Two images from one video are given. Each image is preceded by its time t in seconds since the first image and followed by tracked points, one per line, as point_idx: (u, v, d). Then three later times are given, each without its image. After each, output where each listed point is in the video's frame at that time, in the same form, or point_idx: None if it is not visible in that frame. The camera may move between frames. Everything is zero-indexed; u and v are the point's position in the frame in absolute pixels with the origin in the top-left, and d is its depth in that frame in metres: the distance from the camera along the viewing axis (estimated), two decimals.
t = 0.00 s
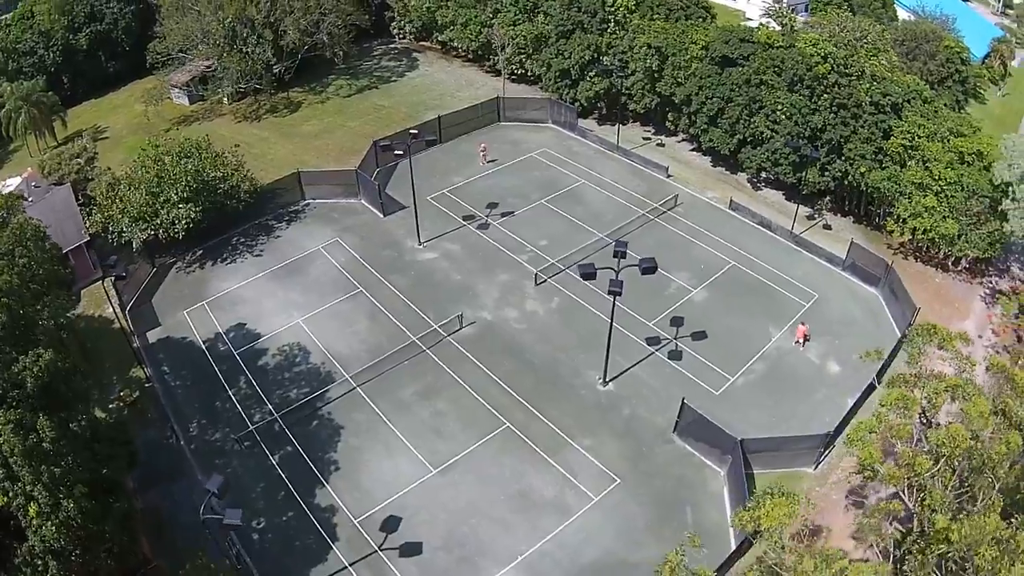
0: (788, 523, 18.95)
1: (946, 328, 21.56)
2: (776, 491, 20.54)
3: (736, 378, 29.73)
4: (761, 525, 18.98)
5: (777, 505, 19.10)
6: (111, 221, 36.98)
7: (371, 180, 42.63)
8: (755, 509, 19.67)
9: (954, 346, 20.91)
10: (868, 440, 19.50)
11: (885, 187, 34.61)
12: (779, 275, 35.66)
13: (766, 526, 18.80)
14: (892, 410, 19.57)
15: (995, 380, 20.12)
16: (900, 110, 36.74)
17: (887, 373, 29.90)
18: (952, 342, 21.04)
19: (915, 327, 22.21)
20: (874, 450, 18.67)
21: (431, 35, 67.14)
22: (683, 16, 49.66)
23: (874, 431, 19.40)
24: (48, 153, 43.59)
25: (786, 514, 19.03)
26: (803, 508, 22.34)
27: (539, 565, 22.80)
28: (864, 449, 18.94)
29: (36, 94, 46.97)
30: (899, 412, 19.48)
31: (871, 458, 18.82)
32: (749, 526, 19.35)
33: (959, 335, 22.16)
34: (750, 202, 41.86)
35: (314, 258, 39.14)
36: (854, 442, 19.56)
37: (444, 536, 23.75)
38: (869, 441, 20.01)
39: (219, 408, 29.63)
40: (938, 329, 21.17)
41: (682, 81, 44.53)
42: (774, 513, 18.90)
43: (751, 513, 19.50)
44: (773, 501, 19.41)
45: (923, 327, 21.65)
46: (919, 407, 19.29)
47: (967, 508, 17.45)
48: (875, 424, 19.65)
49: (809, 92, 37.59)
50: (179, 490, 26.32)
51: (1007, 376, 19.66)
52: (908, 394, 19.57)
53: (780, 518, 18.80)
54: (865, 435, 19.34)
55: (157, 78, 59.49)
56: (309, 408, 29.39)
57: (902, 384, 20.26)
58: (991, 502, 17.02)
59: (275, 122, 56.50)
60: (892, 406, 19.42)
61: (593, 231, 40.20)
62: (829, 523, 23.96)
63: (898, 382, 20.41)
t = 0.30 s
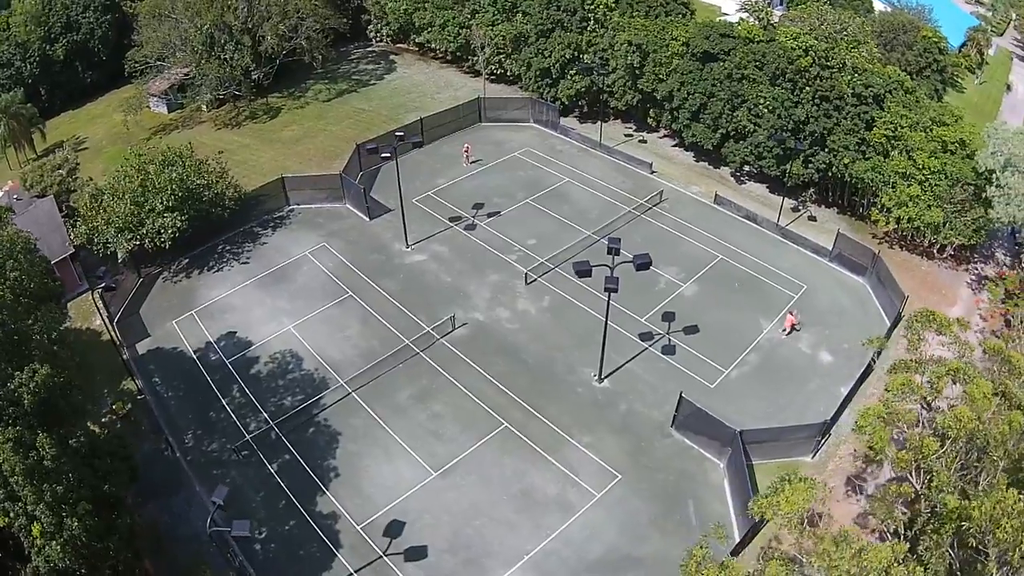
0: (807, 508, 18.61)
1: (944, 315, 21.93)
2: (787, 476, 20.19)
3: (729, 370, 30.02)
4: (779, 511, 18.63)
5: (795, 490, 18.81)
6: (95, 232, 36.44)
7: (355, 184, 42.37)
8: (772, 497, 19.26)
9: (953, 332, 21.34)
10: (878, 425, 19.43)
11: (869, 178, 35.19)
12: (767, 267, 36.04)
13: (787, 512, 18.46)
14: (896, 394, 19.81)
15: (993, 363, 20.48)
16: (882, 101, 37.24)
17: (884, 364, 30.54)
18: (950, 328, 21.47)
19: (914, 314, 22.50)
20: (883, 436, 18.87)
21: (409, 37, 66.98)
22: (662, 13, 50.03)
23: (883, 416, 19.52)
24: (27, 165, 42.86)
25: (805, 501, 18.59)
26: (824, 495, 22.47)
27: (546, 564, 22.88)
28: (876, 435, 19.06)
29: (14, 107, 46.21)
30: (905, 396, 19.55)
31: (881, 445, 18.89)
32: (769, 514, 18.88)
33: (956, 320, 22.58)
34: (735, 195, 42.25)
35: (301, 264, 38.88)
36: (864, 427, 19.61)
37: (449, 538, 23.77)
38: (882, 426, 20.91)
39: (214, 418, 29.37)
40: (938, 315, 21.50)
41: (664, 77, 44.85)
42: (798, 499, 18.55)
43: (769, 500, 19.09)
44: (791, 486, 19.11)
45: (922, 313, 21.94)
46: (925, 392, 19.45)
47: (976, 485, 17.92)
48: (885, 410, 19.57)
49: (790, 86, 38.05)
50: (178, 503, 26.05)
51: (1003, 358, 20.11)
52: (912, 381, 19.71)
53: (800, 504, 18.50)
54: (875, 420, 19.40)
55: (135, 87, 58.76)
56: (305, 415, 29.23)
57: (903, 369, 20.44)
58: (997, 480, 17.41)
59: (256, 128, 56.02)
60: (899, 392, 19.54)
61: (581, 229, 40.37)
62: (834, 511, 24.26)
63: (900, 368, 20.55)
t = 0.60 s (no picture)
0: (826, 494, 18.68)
1: (944, 302, 22.29)
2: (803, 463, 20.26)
3: (724, 363, 30.30)
4: (799, 496, 18.65)
5: (812, 475, 18.89)
6: (82, 243, 36.06)
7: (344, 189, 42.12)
8: (790, 482, 19.35)
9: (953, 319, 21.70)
10: (889, 410, 19.59)
11: (857, 169, 35.65)
12: (757, 260, 36.39)
13: (806, 497, 18.51)
14: (902, 381, 20.26)
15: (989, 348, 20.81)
16: (867, 94, 37.63)
17: (877, 353, 30.95)
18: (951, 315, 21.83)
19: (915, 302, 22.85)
20: (892, 422, 19.20)
21: (389, 40, 66.76)
22: (644, 10, 50.28)
23: (891, 402, 19.82)
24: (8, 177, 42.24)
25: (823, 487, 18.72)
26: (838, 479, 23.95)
27: (553, 562, 22.99)
28: (887, 419, 19.33)
29: None
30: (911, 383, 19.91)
31: (889, 432, 19.23)
32: (788, 500, 18.92)
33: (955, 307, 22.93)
34: (722, 190, 42.60)
35: (291, 269, 38.67)
36: (873, 412, 19.79)
37: (455, 540, 23.80)
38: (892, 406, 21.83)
39: (210, 427, 29.15)
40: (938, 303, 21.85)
41: (648, 75, 45.12)
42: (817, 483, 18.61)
43: (788, 485, 19.15)
44: (808, 472, 19.18)
45: (923, 301, 22.30)
46: (928, 378, 19.89)
47: (981, 468, 18.16)
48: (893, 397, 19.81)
49: (775, 80, 38.43)
50: (179, 514, 25.86)
51: (1001, 342, 20.48)
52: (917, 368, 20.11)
53: (819, 488, 18.59)
54: (885, 406, 19.62)
55: (116, 95, 58.14)
56: (303, 421, 29.11)
57: (909, 357, 20.86)
58: (1000, 462, 17.73)
59: (239, 134, 55.61)
60: (905, 379, 19.96)
61: (570, 227, 40.50)
62: (841, 500, 24.59)
63: (904, 357, 21.06)
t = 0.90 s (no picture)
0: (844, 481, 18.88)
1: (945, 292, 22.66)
2: (819, 449, 20.41)
3: (721, 358, 30.54)
4: (818, 482, 18.85)
5: (831, 461, 19.02)
6: (72, 252, 35.65)
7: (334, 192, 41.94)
8: (810, 468, 19.40)
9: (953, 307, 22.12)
10: (898, 398, 19.83)
11: (845, 163, 36.24)
12: (749, 255, 36.70)
13: (825, 483, 18.72)
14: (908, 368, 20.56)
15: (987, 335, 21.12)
16: (854, 88, 38.09)
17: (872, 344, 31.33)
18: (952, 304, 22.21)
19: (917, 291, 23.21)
20: (901, 408, 19.43)
21: (373, 42, 66.57)
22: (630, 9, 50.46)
23: (899, 390, 20.06)
24: None
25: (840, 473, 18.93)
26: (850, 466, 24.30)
27: (560, 560, 23.10)
28: (896, 407, 19.48)
29: None
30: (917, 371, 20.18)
31: (897, 419, 19.46)
32: (807, 486, 19.13)
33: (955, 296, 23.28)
34: (711, 186, 42.90)
35: (283, 275, 38.48)
36: (883, 400, 20.02)
37: (462, 542, 23.84)
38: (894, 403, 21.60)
39: (209, 436, 28.97)
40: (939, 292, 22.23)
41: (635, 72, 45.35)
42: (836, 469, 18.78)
43: (806, 471, 19.25)
44: (826, 458, 19.31)
45: (924, 290, 22.67)
46: (932, 365, 20.18)
47: (985, 453, 18.45)
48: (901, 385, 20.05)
49: (762, 76, 38.76)
50: (182, 524, 25.69)
51: (1000, 329, 20.84)
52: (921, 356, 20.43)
53: (837, 475, 18.75)
54: (894, 393, 19.85)
55: (100, 103, 57.56)
56: (303, 426, 29.01)
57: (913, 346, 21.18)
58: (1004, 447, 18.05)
59: (225, 139, 55.26)
60: (911, 366, 20.27)
61: (562, 226, 40.62)
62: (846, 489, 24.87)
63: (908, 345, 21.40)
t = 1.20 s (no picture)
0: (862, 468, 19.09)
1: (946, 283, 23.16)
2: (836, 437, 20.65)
3: (720, 353, 30.78)
4: (837, 470, 19.09)
5: (851, 448, 19.25)
6: (64, 261, 35.35)
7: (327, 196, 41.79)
8: (828, 456, 19.68)
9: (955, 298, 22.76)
10: (907, 387, 20.08)
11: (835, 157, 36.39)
12: (743, 250, 36.99)
13: (845, 471, 18.94)
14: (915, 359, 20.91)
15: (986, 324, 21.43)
16: (842, 82, 38.44)
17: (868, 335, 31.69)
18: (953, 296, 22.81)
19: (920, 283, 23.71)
20: (910, 397, 19.67)
21: (359, 45, 66.31)
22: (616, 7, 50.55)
23: (909, 378, 20.31)
24: None
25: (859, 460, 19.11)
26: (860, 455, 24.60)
27: (569, 558, 23.22)
28: (905, 395, 19.77)
29: None
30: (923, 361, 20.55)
31: (906, 408, 19.72)
32: (827, 474, 19.32)
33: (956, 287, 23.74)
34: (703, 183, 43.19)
35: (277, 280, 38.33)
36: (893, 389, 20.34)
37: (471, 543, 23.89)
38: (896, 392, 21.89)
39: (210, 444, 28.80)
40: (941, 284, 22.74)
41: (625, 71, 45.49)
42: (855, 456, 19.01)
43: (826, 460, 19.48)
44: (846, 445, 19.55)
45: (927, 283, 23.18)
46: (938, 354, 20.48)
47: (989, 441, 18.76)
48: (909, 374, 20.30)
49: (751, 72, 39.02)
50: (186, 533, 25.53)
51: (1000, 318, 21.23)
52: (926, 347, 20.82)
53: (858, 462, 18.97)
54: (903, 382, 20.12)
55: (86, 110, 57.03)
56: (304, 432, 28.93)
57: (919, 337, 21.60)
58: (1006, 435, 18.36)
59: (213, 145, 54.91)
60: (917, 356, 20.67)
61: (556, 225, 40.72)
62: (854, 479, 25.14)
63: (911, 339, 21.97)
